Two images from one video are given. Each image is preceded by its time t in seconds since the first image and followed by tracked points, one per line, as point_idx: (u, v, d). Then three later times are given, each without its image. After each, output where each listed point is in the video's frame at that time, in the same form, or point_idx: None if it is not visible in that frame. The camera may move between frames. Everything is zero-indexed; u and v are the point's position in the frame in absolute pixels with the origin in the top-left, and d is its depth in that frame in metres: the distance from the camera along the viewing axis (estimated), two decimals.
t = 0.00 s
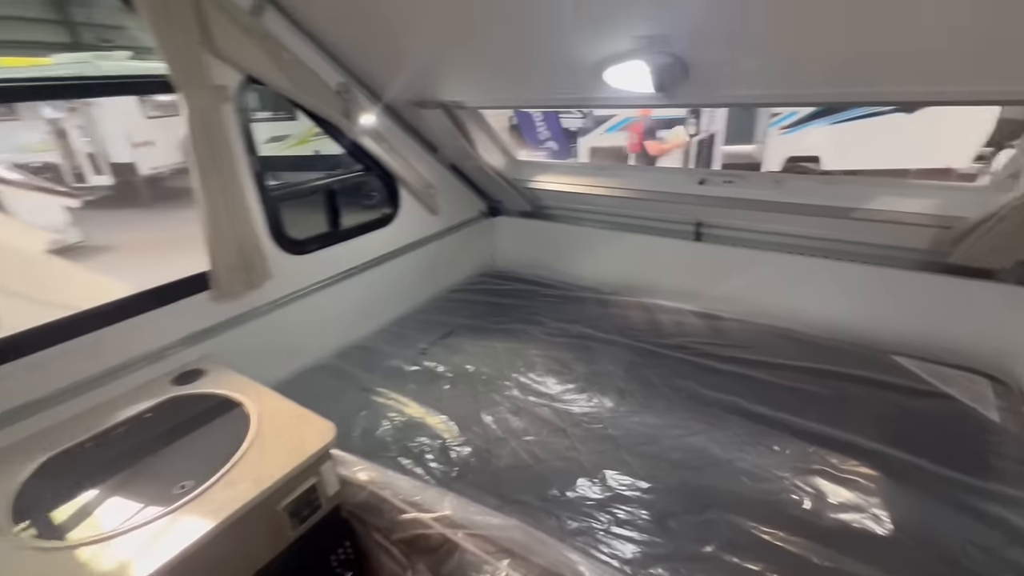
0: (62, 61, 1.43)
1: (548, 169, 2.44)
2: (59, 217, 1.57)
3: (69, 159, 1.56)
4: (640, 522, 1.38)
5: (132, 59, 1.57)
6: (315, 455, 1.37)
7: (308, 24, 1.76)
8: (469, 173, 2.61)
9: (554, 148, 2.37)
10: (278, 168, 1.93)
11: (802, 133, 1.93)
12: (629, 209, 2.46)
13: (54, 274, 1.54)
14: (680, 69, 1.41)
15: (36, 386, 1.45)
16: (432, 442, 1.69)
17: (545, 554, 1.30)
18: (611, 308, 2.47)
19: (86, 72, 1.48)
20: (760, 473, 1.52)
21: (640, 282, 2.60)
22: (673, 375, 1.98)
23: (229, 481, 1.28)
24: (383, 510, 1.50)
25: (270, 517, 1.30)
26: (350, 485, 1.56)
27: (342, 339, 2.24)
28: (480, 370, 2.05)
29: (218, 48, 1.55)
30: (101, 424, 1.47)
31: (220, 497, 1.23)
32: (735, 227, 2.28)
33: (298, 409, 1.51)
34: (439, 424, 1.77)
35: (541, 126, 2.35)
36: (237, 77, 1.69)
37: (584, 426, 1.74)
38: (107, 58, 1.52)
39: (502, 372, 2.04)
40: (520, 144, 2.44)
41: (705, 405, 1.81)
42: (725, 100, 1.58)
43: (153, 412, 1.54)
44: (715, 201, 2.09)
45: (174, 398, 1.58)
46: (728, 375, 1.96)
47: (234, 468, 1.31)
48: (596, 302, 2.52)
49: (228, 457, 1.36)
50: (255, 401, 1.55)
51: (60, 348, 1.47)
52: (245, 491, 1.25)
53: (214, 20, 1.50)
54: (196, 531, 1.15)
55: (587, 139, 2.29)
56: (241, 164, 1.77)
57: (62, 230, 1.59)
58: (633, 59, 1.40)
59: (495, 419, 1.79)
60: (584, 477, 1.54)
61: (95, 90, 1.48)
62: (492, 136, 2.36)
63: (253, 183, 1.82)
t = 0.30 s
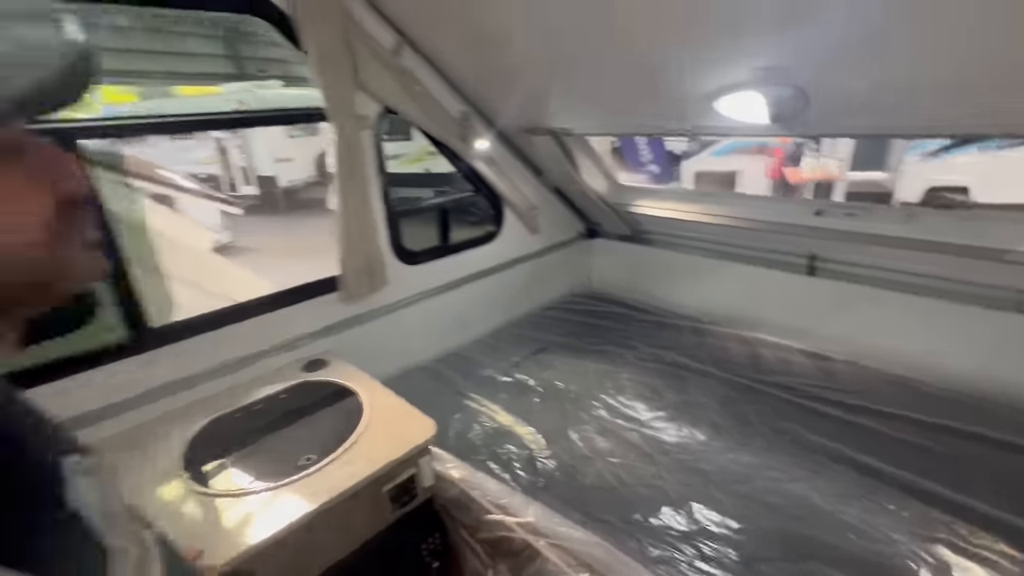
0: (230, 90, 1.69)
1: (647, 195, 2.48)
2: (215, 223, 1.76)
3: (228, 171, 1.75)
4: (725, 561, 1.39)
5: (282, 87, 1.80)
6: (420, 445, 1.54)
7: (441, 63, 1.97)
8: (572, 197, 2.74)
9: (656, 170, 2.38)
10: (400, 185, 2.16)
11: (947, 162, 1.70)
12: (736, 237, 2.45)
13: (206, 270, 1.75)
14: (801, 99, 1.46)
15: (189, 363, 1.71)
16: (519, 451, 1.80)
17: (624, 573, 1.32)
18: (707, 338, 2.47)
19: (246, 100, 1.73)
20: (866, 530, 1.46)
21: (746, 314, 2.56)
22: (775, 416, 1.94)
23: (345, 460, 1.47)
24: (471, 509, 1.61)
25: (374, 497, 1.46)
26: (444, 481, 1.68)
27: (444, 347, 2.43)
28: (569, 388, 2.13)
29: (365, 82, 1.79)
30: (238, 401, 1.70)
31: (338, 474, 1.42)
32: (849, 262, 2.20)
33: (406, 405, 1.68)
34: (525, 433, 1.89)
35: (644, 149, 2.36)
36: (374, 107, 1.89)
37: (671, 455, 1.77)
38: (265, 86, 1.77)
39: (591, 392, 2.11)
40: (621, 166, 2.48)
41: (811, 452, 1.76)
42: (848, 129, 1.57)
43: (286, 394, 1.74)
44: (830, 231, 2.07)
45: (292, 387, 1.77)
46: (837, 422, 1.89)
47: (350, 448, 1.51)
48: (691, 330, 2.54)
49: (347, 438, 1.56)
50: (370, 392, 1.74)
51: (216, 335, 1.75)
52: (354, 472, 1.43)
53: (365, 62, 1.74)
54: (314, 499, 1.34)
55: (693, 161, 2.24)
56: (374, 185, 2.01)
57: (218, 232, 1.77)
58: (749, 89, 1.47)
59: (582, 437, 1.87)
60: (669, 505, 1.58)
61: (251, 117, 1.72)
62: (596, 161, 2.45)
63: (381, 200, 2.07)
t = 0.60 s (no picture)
0: (366, 112, 1.77)
1: (766, 223, 2.37)
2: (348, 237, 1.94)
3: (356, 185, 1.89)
4: None
5: (410, 109, 1.86)
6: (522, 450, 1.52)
7: (565, 92, 2.08)
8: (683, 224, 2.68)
9: (775, 196, 2.29)
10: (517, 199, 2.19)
11: None
12: (867, 273, 2.23)
13: (342, 272, 1.89)
14: (954, 130, 1.36)
15: (312, 358, 1.77)
16: (614, 469, 1.77)
17: None
18: (825, 379, 2.24)
19: (379, 122, 1.79)
20: None
21: (868, 357, 2.32)
22: (900, 470, 1.71)
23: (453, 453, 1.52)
24: (565, 518, 1.66)
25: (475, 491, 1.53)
26: (540, 487, 1.74)
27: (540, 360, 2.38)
28: (668, 414, 2.04)
29: (495, 110, 1.91)
30: (354, 392, 1.75)
31: (448, 466, 1.46)
32: (1005, 307, 1.91)
33: (511, 409, 1.68)
34: (624, 455, 1.83)
35: (763, 174, 2.26)
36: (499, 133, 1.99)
37: (780, 498, 1.63)
38: (393, 109, 1.83)
39: (691, 421, 2.00)
40: (736, 190, 2.41)
41: (945, 516, 1.52)
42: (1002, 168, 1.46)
43: (409, 385, 1.83)
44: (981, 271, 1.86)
45: (414, 380, 1.84)
46: (976, 485, 1.63)
47: (461, 442, 1.54)
48: (808, 370, 2.32)
49: (454, 434, 1.59)
50: (478, 393, 1.75)
51: (343, 330, 1.82)
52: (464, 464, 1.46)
53: (497, 95, 1.89)
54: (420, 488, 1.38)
55: (818, 189, 2.11)
56: (494, 196, 2.03)
57: (345, 235, 1.95)
58: (892, 122, 1.42)
59: (681, 465, 1.79)
60: (773, 549, 1.44)
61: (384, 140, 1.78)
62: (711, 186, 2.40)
63: (500, 214, 2.10)
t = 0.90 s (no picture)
0: (474, 121, 1.82)
1: (906, 248, 2.13)
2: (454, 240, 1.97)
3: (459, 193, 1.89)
4: None
5: (515, 118, 1.88)
6: (622, 465, 1.49)
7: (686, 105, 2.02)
8: (808, 245, 2.45)
9: (917, 218, 2.02)
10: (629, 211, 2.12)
11: None
12: None
13: (452, 276, 1.92)
14: None
15: (426, 350, 1.83)
16: (717, 500, 1.68)
17: None
18: (973, 431, 1.98)
19: (485, 131, 1.82)
20: None
21: None
22: None
23: (553, 459, 1.50)
24: (661, 541, 1.58)
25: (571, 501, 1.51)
26: (634, 506, 1.66)
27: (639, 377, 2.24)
28: (780, 450, 1.90)
29: (614, 124, 1.91)
30: (460, 387, 1.80)
31: (548, 472, 1.46)
32: None
33: (611, 424, 1.63)
34: (724, 483, 1.75)
35: (902, 195, 2.02)
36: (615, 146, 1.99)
37: (910, 557, 1.48)
38: (501, 118, 1.86)
39: (806, 460, 1.85)
40: (870, 211, 2.17)
41: None
42: None
43: (510, 386, 1.80)
44: None
45: (517, 381, 1.82)
46: None
47: (564, 449, 1.53)
48: (952, 419, 2.05)
49: (554, 441, 1.57)
50: (577, 404, 1.71)
51: (445, 331, 1.85)
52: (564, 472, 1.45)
53: (618, 111, 1.90)
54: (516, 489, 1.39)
55: (974, 213, 1.82)
56: (605, 210, 2.00)
57: (451, 238, 1.97)
58: None
59: (793, 512, 1.64)
60: None
61: (490, 149, 1.80)
62: (845, 208, 2.18)
63: (610, 225, 2.03)
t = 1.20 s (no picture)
0: (570, 117, 1.78)
1: None
2: (546, 230, 1.89)
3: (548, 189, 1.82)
4: None
5: (613, 115, 1.81)
6: (724, 473, 1.42)
7: (816, 96, 1.85)
8: (956, 255, 2.12)
9: None
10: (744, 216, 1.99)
11: None
12: None
13: (553, 272, 1.92)
14: None
15: (518, 338, 1.88)
16: (828, 524, 1.56)
17: None
18: None
19: (582, 127, 1.79)
20: None
21: None
22: None
23: (651, 458, 1.46)
24: (762, 563, 1.43)
25: (666, 503, 1.45)
26: (730, 518, 1.52)
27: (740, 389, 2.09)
28: (907, 481, 1.70)
29: (733, 117, 1.82)
30: (552, 378, 1.80)
31: (647, 470, 1.43)
32: None
33: (712, 430, 1.56)
34: (838, 510, 1.60)
35: None
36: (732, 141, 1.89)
37: None
38: (599, 113, 1.80)
39: (939, 495, 1.65)
40: None
41: None
42: None
43: (603, 381, 1.78)
44: None
45: (608, 377, 1.80)
46: None
47: (659, 449, 1.50)
48: None
49: (651, 440, 1.54)
50: (674, 405, 1.65)
51: (537, 322, 1.88)
52: (661, 472, 1.42)
53: (738, 103, 1.81)
54: (610, 481, 1.39)
55: None
56: (715, 210, 1.90)
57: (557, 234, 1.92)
58: None
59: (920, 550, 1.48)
60: None
61: (586, 145, 1.78)
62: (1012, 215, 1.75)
63: (720, 225, 1.93)
